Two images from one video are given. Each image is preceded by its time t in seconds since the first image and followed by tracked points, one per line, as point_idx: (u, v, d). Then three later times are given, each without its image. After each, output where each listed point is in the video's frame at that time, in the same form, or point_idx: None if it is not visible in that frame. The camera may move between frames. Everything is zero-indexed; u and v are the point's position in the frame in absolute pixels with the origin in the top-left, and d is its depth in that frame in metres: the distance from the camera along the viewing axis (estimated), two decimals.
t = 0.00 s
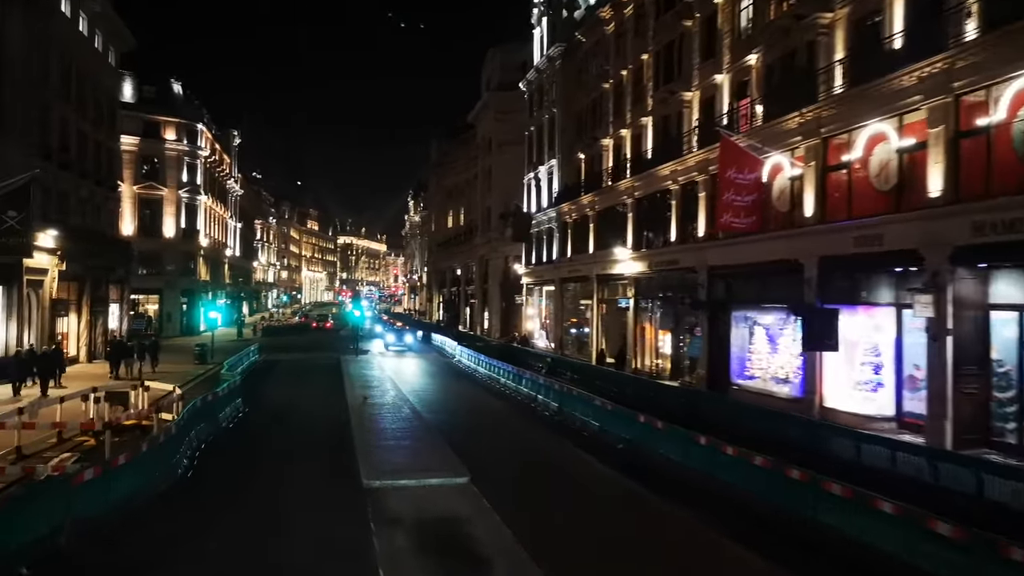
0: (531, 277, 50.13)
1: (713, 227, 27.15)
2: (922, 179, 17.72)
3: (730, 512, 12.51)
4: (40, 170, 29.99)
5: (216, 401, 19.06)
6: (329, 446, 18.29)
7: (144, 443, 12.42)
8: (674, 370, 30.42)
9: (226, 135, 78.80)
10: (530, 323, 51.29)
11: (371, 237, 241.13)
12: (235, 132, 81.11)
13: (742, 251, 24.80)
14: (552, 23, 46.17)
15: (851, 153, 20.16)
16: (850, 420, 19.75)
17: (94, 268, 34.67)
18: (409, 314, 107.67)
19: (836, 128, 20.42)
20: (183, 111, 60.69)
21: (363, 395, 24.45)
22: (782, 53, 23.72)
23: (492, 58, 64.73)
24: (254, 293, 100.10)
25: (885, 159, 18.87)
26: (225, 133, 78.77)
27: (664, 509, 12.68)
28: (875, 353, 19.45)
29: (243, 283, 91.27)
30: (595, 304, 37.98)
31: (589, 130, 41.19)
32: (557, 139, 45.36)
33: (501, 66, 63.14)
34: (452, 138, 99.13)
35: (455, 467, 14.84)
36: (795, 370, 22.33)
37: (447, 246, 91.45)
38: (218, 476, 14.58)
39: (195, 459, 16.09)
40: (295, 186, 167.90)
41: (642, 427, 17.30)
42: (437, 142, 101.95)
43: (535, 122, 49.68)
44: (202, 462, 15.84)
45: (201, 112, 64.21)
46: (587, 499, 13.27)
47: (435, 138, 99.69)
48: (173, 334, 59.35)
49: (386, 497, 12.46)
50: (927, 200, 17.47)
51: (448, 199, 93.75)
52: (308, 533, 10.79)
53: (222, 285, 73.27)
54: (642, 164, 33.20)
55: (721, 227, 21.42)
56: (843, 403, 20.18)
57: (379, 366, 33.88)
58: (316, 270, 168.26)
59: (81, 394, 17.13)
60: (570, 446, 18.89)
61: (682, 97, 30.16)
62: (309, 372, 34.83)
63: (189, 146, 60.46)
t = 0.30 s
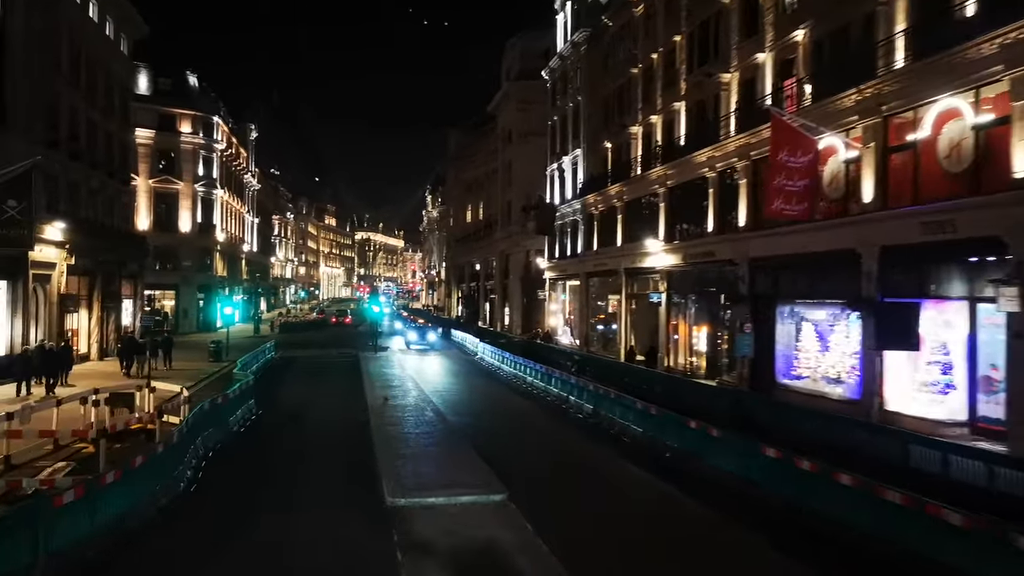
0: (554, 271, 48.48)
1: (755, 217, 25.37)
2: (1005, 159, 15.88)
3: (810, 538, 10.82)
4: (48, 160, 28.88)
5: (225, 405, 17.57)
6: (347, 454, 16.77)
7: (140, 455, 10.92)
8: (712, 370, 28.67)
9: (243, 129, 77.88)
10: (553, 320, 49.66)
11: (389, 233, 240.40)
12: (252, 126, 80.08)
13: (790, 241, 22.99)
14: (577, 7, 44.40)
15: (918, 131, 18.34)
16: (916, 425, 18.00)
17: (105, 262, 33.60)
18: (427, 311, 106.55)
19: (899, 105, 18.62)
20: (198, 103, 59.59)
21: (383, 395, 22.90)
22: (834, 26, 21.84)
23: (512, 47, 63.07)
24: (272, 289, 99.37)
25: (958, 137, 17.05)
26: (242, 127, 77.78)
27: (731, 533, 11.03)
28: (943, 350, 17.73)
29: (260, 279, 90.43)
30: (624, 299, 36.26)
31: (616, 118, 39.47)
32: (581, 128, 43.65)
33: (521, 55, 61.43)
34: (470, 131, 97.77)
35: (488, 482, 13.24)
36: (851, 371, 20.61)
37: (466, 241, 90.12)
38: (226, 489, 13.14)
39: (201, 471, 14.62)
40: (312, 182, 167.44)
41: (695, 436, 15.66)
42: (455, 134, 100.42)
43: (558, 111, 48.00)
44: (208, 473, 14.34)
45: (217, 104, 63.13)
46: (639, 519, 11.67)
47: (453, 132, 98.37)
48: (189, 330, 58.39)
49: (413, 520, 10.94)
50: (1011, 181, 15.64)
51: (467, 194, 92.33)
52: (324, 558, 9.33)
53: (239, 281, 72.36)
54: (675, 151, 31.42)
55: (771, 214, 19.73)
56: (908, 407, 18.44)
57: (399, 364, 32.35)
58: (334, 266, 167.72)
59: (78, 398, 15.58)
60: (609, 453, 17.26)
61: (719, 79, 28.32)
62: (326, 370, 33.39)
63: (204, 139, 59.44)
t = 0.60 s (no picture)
0: (578, 271, 46.67)
1: (801, 209, 23.54)
2: None
3: None
4: (52, 156, 27.65)
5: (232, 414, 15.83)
6: (364, 470, 14.99)
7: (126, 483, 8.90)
8: (751, 374, 26.94)
9: (258, 128, 76.86)
10: (576, 320, 48.01)
11: (405, 234, 239.41)
12: (267, 125, 79.00)
13: (843, 235, 21.09)
14: None
15: (996, 112, 16.49)
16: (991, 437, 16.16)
17: (113, 262, 32.42)
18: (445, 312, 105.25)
19: (973, 83, 16.78)
20: (212, 101, 58.50)
21: (403, 403, 21.14)
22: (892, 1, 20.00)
23: (531, 41, 61.46)
24: (288, 290, 98.46)
25: None
26: (257, 126, 76.71)
27: (824, 575, 9.20)
28: None
29: (276, 280, 89.34)
30: (652, 299, 34.55)
31: (642, 110, 37.75)
32: (605, 121, 41.96)
33: (541, 49, 59.71)
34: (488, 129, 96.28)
35: (527, 509, 11.41)
36: (915, 379, 18.81)
37: (484, 241, 88.61)
38: (229, 516, 11.51)
39: (202, 491, 12.90)
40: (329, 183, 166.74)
41: (758, 455, 13.47)
42: (472, 133, 98.88)
43: (581, 104, 46.25)
44: (209, 495, 12.61)
45: (231, 102, 62.03)
46: (706, 555, 9.90)
47: (471, 130, 96.91)
48: (204, 333, 57.20)
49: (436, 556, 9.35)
50: None
51: (484, 193, 90.82)
52: None
53: (255, 282, 71.34)
54: (709, 142, 29.58)
55: (828, 204, 18.29)
56: (982, 417, 16.62)
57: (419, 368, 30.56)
58: (350, 267, 166.98)
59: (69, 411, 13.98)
60: (654, 470, 15.42)
61: (758, 64, 26.51)
62: (343, 375, 31.72)
63: (218, 137, 58.35)
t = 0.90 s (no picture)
0: (600, 268, 44.86)
1: (854, 201, 21.75)
2: None
3: None
4: (52, 144, 26.32)
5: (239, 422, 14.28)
6: (378, 485, 13.33)
7: (92, 520, 7.24)
8: (792, 379, 25.13)
9: (272, 122, 75.56)
10: (598, 320, 46.26)
11: (420, 231, 238.08)
12: (282, 119, 77.71)
13: (906, 228, 19.15)
14: None
15: None
16: None
17: (118, 256, 31.06)
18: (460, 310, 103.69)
19: None
20: (224, 93, 57.16)
21: (422, 410, 19.45)
22: None
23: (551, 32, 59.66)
24: (302, 287, 97.30)
25: None
26: (271, 120, 75.45)
27: None
28: None
29: (290, 277, 88.15)
30: (682, 298, 32.75)
31: (671, 99, 35.94)
32: (631, 112, 40.17)
33: (561, 39, 57.90)
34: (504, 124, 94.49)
35: (573, 544, 9.65)
36: (990, 388, 16.94)
37: (500, 237, 86.91)
38: (227, 546, 9.89)
39: (197, 514, 11.26)
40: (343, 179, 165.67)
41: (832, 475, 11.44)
42: (489, 128, 97.04)
43: (604, 95, 44.46)
44: (204, 522, 10.97)
45: (245, 94, 60.71)
46: None
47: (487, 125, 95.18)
48: (215, 331, 55.98)
49: None
50: None
51: (501, 189, 89.11)
52: None
53: (268, 279, 70.09)
54: (746, 130, 27.76)
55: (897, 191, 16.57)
56: None
57: (436, 371, 28.92)
58: (364, 265, 165.86)
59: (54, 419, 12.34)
60: (704, 487, 13.68)
61: (803, 46, 24.65)
62: (358, 376, 30.17)
63: (231, 130, 57.04)
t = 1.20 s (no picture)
0: (623, 269, 42.96)
1: (913, 192, 19.86)
2: None
3: None
4: (50, 140, 24.91)
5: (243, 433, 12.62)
6: (396, 511, 11.60)
7: None
8: (841, 386, 23.23)
9: (284, 121, 74.27)
10: (620, 322, 44.42)
11: (433, 233, 236.49)
12: (293, 119, 76.41)
13: (977, 220, 17.22)
14: None
15: None
16: None
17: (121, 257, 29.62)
18: (474, 312, 102.13)
19: None
20: (234, 91, 55.79)
21: (441, 424, 17.63)
22: None
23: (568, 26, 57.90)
24: (314, 289, 96.10)
25: None
26: (283, 120, 74.10)
27: None
28: None
29: (302, 279, 86.81)
30: (714, 299, 30.86)
31: (699, 90, 34.13)
32: (655, 105, 38.38)
33: (580, 33, 56.15)
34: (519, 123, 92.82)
35: None
36: None
37: (515, 238, 85.25)
38: None
39: (188, 546, 9.51)
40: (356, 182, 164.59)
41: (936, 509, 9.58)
42: (503, 127, 95.33)
43: (627, 88, 42.62)
44: (195, 556, 9.26)
45: (255, 92, 59.33)
46: None
47: (501, 124, 93.54)
48: (225, 334, 54.62)
49: None
50: None
51: (516, 189, 87.45)
52: None
53: (280, 281, 68.75)
54: (785, 119, 25.87)
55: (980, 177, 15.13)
56: None
57: (454, 380, 27.05)
58: (377, 267, 164.68)
59: (20, 439, 10.61)
60: (767, 516, 11.91)
61: (850, 27, 22.83)
62: (371, 385, 28.37)
63: (241, 129, 55.67)
